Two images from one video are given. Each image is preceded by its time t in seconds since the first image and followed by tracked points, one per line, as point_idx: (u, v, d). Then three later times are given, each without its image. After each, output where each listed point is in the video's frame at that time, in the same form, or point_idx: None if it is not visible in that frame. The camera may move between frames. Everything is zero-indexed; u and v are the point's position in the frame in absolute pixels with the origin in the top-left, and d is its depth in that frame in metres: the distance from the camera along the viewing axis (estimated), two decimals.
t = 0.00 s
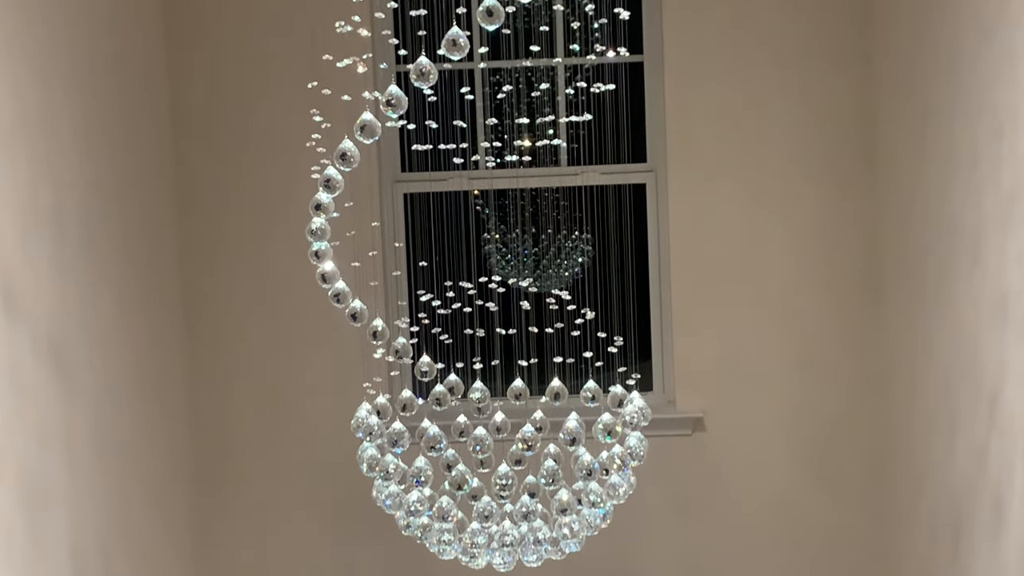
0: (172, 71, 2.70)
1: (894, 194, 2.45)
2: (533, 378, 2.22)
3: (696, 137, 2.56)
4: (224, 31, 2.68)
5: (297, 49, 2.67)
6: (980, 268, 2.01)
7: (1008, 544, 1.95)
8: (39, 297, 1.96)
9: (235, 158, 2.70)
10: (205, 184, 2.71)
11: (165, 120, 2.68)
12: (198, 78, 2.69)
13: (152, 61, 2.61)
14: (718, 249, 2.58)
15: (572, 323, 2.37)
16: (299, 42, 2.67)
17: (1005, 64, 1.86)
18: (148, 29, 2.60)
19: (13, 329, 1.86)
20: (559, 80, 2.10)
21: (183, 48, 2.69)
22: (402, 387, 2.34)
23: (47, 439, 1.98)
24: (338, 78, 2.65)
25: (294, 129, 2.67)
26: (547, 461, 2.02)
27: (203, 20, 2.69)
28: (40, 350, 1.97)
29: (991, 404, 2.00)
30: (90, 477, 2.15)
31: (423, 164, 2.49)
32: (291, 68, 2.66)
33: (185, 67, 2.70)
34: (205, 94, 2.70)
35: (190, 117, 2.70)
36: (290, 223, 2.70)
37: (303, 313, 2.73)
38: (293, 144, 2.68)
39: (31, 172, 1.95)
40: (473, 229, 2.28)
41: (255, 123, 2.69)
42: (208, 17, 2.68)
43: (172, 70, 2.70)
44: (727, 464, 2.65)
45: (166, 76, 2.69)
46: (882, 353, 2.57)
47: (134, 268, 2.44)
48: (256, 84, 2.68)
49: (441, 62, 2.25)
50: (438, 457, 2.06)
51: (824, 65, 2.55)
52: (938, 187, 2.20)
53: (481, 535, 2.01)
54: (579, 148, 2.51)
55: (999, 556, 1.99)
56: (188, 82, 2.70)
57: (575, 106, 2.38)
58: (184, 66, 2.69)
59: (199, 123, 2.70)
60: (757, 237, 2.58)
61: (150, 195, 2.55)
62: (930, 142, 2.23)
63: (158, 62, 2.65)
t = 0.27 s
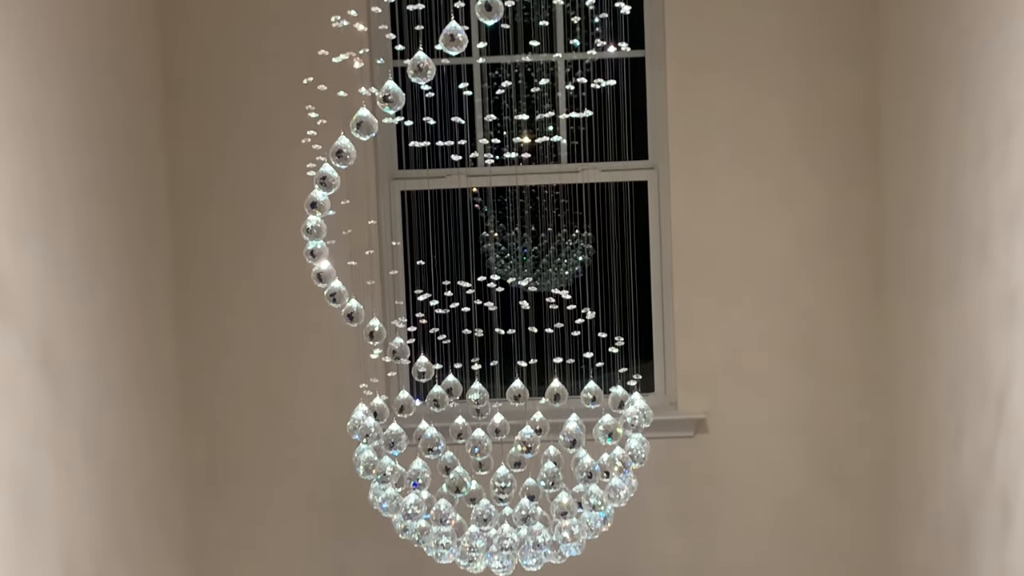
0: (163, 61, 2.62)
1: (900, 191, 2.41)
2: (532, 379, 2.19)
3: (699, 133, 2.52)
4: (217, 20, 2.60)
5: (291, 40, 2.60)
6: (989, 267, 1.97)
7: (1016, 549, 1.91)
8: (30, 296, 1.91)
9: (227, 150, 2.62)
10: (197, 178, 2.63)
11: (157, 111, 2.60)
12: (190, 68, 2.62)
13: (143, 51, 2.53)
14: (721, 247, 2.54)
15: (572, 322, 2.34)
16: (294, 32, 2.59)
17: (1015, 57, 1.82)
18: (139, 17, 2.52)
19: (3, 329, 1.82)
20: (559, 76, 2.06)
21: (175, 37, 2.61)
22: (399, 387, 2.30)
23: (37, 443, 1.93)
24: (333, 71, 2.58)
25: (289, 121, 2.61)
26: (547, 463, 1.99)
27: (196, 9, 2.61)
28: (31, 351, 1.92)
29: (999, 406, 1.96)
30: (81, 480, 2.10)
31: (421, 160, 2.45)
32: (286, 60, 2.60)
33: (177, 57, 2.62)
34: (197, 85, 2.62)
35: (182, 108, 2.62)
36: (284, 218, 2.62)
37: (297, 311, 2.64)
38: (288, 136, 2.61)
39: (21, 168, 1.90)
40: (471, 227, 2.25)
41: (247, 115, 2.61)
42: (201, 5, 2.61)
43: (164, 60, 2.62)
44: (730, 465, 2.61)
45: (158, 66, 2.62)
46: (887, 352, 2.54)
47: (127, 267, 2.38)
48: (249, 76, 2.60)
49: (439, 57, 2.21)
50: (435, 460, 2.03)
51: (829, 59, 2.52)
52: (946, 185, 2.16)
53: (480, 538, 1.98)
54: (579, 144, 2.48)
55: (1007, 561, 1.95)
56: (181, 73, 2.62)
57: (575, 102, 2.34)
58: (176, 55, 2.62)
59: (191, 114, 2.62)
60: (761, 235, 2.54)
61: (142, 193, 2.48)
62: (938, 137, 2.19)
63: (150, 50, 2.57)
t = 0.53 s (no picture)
0: (158, 55, 2.60)
1: (901, 185, 2.39)
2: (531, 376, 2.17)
3: (699, 128, 2.50)
4: (213, 14, 2.58)
5: (287, 33, 2.57)
6: (992, 263, 1.95)
7: (1020, 548, 1.89)
8: (23, 291, 1.89)
9: (222, 145, 2.60)
10: (193, 173, 2.61)
11: (152, 105, 2.57)
12: (186, 62, 2.59)
13: (138, 44, 2.50)
14: (721, 243, 2.52)
15: (571, 319, 2.32)
16: (290, 25, 2.57)
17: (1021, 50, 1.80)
18: (134, 9, 2.49)
19: None
20: (558, 70, 2.05)
21: (170, 31, 2.59)
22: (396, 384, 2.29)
23: (31, 440, 1.90)
24: (329, 64, 2.56)
25: (285, 115, 2.59)
26: (546, 461, 1.97)
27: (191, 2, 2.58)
28: (25, 347, 1.89)
29: (1003, 403, 1.94)
30: (76, 478, 2.08)
31: (419, 155, 2.43)
32: (282, 53, 2.57)
33: (172, 50, 2.59)
34: (193, 79, 2.59)
35: (178, 102, 2.60)
36: (280, 213, 2.60)
37: (293, 308, 2.62)
38: (284, 131, 2.58)
39: (15, 162, 1.87)
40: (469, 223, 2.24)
41: (243, 110, 2.59)
42: None
43: (159, 54, 2.60)
44: (730, 462, 2.59)
45: (153, 60, 2.59)
46: (888, 349, 2.52)
47: (121, 263, 2.35)
48: (245, 70, 2.58)
49: (436, 51, 2.19)
50: (433, 457, 2.01)
51: (830, 52, 2.49)
52: (948, 179, 2.14)
53: (478, 536, 1.96)
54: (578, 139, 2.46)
55: (1011, 559, 1.93)
56: (176, 67, 2.60)
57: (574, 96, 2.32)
58: (171, 48, 2.59)
59: (186, 108, 2.60)
60: (761, 230, 2.52)
61: (137, 188, 2.45)
62: (940, 132, 2.17)
63: (144, 44, 2.54)
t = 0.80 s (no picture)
0: (150, 43, 2.54)
1: (907, 178, 2.36)
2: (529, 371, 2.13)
3: (701, 119, 2.46)
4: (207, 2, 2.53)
5: (281, 22, 2.52)
6: (1001, 256, 1.91)
7: None
8: (11, 284, 1.84)
9: (216, 136, 2.55)
10: (185, 164, 2.56)
11: (144, 94, 2.52)
12: (178, 51, 2.54)
13: (129, 32, 2.45)
14: (723, 236, 2.49)
15: (570, 314, 2.29)
16: (285, 14, 2.52)
17: None
18: None
19: None
20: (558, 59, 2.01)
21: (163, 19, 2.54)
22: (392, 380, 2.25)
23: (19, 438, 1.86)
24: (324, 54, 2.51)
25: (279, 105, 2.53)
26: (545, 458, 1.93)
27: None
28: (13, 342, 1.85)
29: (1011, 400, 1.90)
30: (66, 476, 2.03)
31: (415, 147, 2.39)
32: (277, 43, 2.53)
33: (165, 39, 2.54)
34: (185, 69, 2.54)
35: (170, 92, 2.55)
36: (274, 205, 2.55)
37: (286, 301, 2.56)
38: (278, 121, 2.54)
39: (3, 152, 1.83)
40: (467, 216, 2.20)
41: (237, 100, 2.54)
42: None
43: (151, 43, 2.54)
44: (731, 459, 2.56)
45: (145, 48, 2.54)
46: (892, 344, 2.49)
47: (113, 256, 2.30)
48: (239, 59, 2.53)
49: (433, 40, 2.15)
50: (430, 454, 1.97)
51: (834, 42, 2.46)
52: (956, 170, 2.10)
53: (477, 535, 1.93)
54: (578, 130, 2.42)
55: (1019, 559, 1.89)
56: (168, 56, 2.54)
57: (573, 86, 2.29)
58: (164, 37, 2.54)
59: (179, 98, 2.55)
60: (764, 223, 2.48)
61: (128, 180, 2.40)
62: (947, 123, 2.13)
63: (136, 32, 2.49)
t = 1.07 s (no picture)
0: (143, 30, 2.51)
1: (910, 166, 2.33)
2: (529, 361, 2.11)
3: (702, 107, 2.43)
4: None
5: (276, 8, 2.49)
6: (1005, 245, 1.88)
7: None
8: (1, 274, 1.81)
9: (209, 123, 2.51)
10: (179, 152, 2.52)
11: (137, 81, 2.48)
12: (172, 38, 2.50)
13: (122, 18, 2.41)
14: (724, 226, 2.46)
15: (569, 303, 2.26)
16: None
17: None
18: None
19: None
20: (557, 46, 1.98)
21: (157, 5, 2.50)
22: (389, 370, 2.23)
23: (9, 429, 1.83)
24: (320, 40, 2.47)
25: (274, 92, 2.50)
26: (544, 449, 1.91)
27: None
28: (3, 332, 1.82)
29: (1015, 391, 1.87)
30: (57, 469, 2.00)
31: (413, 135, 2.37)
32: (272, 29, 2.49)
33: (158, 26, 2.50)
34: (179, 55, 2.51)
35: (163, 79, 2.51)
36: (269, 194, 2.52)
37: (282, 291, 2.53)
38: (273, 108, 2.50)
39: None
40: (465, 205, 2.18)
41: (231, 87, 2.50)
42: None
43: (144, 29, 2.51)
44: (732, 450, 2.53)
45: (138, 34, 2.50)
46: (895, 333, 2.47)
47: (105, 246, 2.27)
48: (233, 46, 2.49)
49: (431, 26, 2.12)
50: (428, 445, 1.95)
51: (837, 29, 2.43)
52: (959, 158, 2.07)
53: (475, 527, 1.90)
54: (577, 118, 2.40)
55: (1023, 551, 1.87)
56: (162, 42, 2.51)
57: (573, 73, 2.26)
58: (157, 23, 2.50)
59: (172, 85, 2.51)
60: (765, 213, 2.46)
61: (121, 168, 2.37)
62: (951, 110, 2.10)
63: (129, 18, 2.45)
